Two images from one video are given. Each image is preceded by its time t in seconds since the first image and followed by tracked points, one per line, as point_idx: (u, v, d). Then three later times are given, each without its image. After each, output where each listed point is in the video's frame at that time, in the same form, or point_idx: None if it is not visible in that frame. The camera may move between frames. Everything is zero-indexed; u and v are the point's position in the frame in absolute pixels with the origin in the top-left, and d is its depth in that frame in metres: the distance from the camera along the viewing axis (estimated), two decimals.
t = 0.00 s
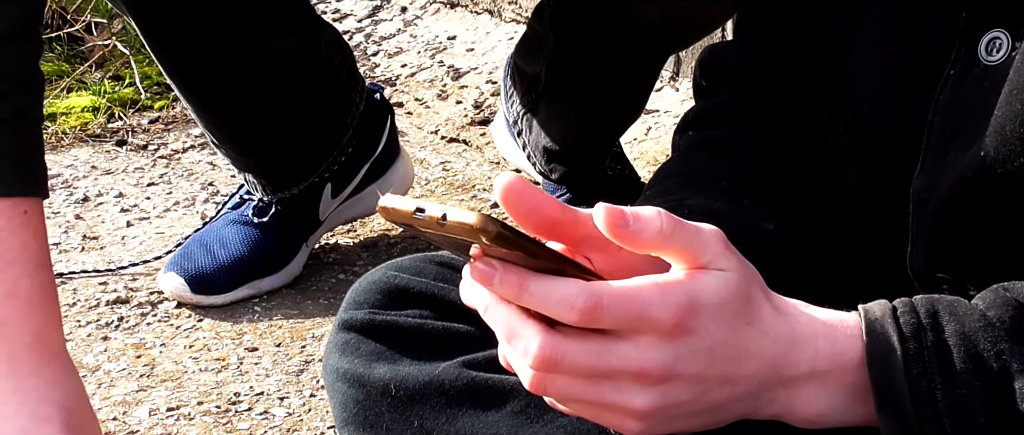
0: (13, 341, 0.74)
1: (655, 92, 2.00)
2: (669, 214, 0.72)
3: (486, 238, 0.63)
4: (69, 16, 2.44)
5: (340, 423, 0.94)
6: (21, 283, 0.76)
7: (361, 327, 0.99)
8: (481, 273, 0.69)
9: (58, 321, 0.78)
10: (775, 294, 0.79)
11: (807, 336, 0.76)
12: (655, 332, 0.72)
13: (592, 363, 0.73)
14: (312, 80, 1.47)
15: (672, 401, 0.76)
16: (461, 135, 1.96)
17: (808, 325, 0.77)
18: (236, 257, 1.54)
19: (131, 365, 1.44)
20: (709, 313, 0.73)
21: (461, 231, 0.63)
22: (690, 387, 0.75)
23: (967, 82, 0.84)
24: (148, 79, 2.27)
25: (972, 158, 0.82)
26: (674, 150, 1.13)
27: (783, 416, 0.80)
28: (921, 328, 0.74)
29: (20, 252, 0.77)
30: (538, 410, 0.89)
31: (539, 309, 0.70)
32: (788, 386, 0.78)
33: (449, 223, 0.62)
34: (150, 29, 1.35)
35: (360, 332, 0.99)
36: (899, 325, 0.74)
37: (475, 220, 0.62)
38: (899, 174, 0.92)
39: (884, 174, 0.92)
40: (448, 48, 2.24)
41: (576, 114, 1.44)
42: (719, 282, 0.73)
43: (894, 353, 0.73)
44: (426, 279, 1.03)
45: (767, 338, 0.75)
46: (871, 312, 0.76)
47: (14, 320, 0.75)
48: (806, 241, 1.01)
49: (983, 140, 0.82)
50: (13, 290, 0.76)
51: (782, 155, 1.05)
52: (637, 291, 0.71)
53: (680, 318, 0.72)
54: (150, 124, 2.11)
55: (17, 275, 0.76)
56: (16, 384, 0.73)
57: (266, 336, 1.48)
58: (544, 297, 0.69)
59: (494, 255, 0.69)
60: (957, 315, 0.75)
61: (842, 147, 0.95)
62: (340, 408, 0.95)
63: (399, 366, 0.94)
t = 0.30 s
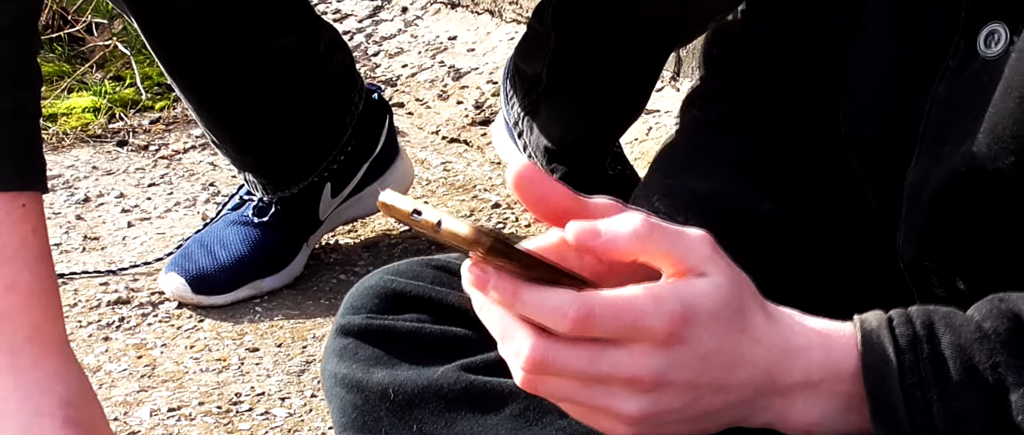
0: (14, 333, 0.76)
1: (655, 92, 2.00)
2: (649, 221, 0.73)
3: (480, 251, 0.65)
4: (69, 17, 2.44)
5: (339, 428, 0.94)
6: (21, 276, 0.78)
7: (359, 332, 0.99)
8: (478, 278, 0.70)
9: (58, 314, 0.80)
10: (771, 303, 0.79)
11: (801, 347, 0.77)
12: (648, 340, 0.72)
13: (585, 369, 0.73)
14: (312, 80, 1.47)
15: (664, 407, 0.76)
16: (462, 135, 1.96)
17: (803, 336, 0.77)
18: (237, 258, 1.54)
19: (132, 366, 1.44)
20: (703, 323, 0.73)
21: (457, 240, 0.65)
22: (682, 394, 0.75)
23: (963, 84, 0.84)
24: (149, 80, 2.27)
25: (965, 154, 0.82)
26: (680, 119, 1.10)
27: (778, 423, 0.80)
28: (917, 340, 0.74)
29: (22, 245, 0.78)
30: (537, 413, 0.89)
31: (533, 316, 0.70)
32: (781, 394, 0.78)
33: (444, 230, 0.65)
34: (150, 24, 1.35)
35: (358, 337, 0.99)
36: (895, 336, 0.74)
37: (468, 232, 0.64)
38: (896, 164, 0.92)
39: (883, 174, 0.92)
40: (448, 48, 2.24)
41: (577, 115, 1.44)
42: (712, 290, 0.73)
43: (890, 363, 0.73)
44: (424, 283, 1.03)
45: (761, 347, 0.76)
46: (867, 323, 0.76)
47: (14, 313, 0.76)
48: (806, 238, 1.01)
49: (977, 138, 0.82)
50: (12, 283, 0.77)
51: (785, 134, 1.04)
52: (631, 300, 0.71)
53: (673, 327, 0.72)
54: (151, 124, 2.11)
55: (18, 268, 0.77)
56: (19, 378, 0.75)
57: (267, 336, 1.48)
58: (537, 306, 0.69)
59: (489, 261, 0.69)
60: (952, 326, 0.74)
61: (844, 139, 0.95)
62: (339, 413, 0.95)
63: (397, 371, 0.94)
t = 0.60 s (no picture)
0: (22, 331, 0.75)
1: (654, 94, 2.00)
2: (628, 225, 0.75)
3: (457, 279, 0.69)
4: (68, 19, 2.44)
5: (344, 418, 0.96)
6: (27, 272, 0.77)
7: (364, 322, 1.01)
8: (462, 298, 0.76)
9: (63, 309, 0.79)
10: (757, 289, 0.81)
11: (792, 333, 0.79)
12: (637, 344, 0.75)
13: (578, 374, 0.76)
14: (306, 80, 1.47)
15: (662, 406, 0.78)
16: (461, 137, 1.97)
17: (793, 322, 0.79)
18: (236, 260, 1.55)
19: (131, 368, 1.44)
20: (691, 319, 0.75)
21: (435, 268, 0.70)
22: (676, 392, 0.78)
23: (986, 70, 0.90)
24: (148, 82, 2.27)
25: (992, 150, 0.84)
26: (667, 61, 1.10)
27: (770, 406, 0.82)
28: (915, 337, 0.75)
29: (26, 243, 0.77)
30: (542, 409, 0.90)
31: (520, 332, 0.74)
32: (773, 379, 0.80)
33: (423, 259, 0.69)
34: (146, 25, 1.35)
35: (363, 327, 1.01)
36: (894, 333, 0.75)
37: (444, 262, 0.68)
38: (920, 110, 0.97)
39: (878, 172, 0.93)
40: (447, 51, 2.24)
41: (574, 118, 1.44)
42: (695, 288, 0.75)
43: (886, 362, 0.74)
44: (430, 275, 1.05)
45: (752, 339, 0.78)
46: (868, 314, 0.77)
47: (17, 311, 0.76)
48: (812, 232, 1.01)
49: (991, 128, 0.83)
50: (19, 280, 0.76)
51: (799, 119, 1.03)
52: (612, 308, 0.74)
53: (660, 330, 0.74)
54: (149, 126, 2.11)
55: (24, 266, 0.76)
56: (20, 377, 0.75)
57: (266, 338, 1.48)
58: (521, 322, 0.74)
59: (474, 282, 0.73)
60: (951, 324, 0.76)
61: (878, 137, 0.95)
62: (344, 402, 0.96)
63: (402, 362, 0.95)
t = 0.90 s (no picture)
0: (16, 329, 0.83)
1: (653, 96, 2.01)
2: (627, 258, 0.78)
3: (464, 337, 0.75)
4: (66, 18, 2.44)
5: (344, 413, 1.01)
6: (21, 273, 0.84)
7: (366, 318, 1.04)
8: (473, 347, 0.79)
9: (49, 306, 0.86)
10: (762, 299, 0.84)
11: (800, 342, 0.81)
12: (650, 375, 0.78)
13: (596, 409, 0.80)
14: (303, 78, 1.47)
15: (677, 427, 0.82)
16: (459, 138, 1.97)
17: (798, 331, 0.82)
18: (234, 260, 1.54)
19: (128, 368, 1.43)
20: (699, 341, 0.78)
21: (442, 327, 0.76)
22: (693, 414, 0.81)
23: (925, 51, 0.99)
24: (146, 82, 2.27)
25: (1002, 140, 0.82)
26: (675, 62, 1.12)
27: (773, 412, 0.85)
28: (916, 336, 0.78)
29: (18, 244, 0.84)
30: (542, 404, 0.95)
31: (537, 378, 0.79)
32: (781, 387, 0.83)
33: (430, 319, 0.75)
34: (141, 28, 1.34)
35: (365, 323, 1.04)
36: (895, 332, 0.79)
37: (453, 323, 0.74)
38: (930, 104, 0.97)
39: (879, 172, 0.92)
40: (446, 51, 2.24)
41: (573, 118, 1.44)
42: (701, 312, 0.78)
43: (889, 361, 0.78)
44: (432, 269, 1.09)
45: (759, 354, 0.81)
46: (868, 318, 0.81)
47: (10, 311, 0.83)
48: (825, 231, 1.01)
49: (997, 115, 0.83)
50: (14, 279, 0.84)
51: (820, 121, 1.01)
52: (621, 345, 0.77)
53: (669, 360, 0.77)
54: (147, 126, 2.11)
55: (17, 266, 0.84)
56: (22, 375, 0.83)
57: (264, 338, 1.48)
58: (537, 368, 0.78)
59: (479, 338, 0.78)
60: (952, 322, 0.79)
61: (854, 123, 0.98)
62: (344, 397, 1.02)
63: (404, 357, 1.00)
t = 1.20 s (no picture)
0: (20, 331, 0.80)
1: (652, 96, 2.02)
2: (623, 264, 0.76)
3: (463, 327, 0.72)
4: (67, 17, 2.44)
5: (344, 395, 1.03)
6: (25, 272, 0.82)
7: (364, 300, 1.04)
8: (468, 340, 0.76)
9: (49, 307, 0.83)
10: (760, 302, 0.83)
11: (800, 344, 0.80)
12: (651, 369, 0.76)
13: (594, 405, 0.77)
14: (303, 78, 1.48)
15: (677, 427, 0.80)
16: (459, 137, 1.97)
17: (799, 332, 0.81)
18: (233, 259, 1.55)
19: (128, 367, 1.44)
20: (702, 337, 0.76)
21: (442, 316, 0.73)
22: (692, 412, 0.79)
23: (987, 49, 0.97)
24: (146, 81, 2.27)
25: None
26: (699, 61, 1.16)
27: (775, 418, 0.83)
28: (918, 338, 0.78)
29: (20, 243, 0.81)
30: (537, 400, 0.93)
31: (534, 372, 0.76)
32: (782, 390, 0.81)
33: (430, 308, 0.73)
34: (142, 29, 1.34)
35: (363, 305, 1.04)
36: (895, 335, 0.78)
37: (453, 312, 0.72)
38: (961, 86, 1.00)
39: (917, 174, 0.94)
40: (445, 51, 2.24)
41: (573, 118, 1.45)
42: (703, 309, 0.77)
43: (891, 362, 0.77)
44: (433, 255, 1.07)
45: (760, 352, 0.79)
46: (868, 320, 0.80)
47: (13, 311, 0.80)
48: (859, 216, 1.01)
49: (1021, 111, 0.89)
50: (19, 279, 0.81)
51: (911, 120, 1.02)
52: (624, 339, 0.75)
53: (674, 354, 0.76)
54: (147, 125, 2.11)
55: (21, 266, 0.81)
56: (19, 384, 0.79)
57: (263, 338, 1.48)
58: (534, 362, 0.75)
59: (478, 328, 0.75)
60: (953, 325, 0.79)
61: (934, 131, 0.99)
62: (344, 379, 1.03)
63: (403, 341, 1.00)
